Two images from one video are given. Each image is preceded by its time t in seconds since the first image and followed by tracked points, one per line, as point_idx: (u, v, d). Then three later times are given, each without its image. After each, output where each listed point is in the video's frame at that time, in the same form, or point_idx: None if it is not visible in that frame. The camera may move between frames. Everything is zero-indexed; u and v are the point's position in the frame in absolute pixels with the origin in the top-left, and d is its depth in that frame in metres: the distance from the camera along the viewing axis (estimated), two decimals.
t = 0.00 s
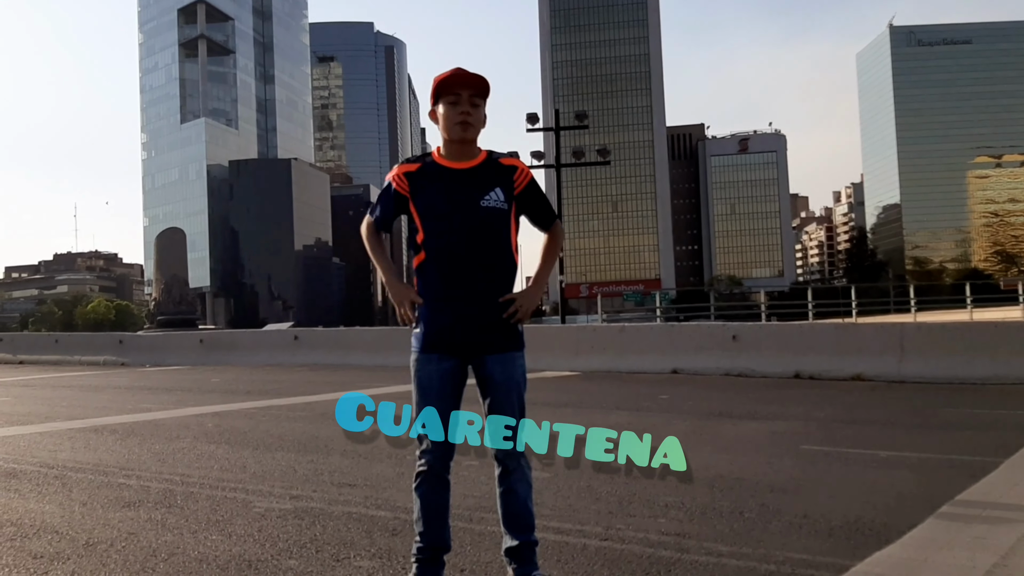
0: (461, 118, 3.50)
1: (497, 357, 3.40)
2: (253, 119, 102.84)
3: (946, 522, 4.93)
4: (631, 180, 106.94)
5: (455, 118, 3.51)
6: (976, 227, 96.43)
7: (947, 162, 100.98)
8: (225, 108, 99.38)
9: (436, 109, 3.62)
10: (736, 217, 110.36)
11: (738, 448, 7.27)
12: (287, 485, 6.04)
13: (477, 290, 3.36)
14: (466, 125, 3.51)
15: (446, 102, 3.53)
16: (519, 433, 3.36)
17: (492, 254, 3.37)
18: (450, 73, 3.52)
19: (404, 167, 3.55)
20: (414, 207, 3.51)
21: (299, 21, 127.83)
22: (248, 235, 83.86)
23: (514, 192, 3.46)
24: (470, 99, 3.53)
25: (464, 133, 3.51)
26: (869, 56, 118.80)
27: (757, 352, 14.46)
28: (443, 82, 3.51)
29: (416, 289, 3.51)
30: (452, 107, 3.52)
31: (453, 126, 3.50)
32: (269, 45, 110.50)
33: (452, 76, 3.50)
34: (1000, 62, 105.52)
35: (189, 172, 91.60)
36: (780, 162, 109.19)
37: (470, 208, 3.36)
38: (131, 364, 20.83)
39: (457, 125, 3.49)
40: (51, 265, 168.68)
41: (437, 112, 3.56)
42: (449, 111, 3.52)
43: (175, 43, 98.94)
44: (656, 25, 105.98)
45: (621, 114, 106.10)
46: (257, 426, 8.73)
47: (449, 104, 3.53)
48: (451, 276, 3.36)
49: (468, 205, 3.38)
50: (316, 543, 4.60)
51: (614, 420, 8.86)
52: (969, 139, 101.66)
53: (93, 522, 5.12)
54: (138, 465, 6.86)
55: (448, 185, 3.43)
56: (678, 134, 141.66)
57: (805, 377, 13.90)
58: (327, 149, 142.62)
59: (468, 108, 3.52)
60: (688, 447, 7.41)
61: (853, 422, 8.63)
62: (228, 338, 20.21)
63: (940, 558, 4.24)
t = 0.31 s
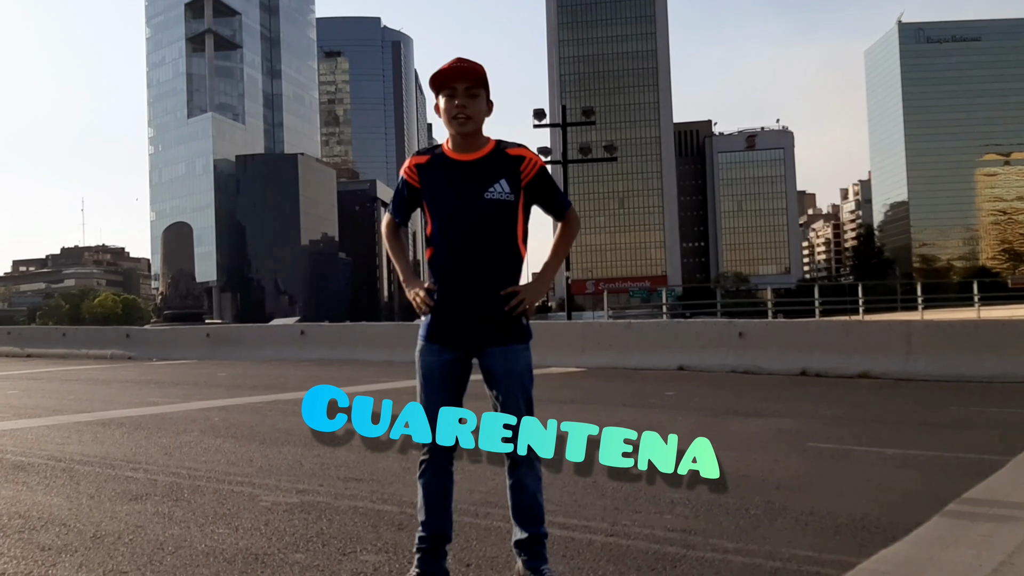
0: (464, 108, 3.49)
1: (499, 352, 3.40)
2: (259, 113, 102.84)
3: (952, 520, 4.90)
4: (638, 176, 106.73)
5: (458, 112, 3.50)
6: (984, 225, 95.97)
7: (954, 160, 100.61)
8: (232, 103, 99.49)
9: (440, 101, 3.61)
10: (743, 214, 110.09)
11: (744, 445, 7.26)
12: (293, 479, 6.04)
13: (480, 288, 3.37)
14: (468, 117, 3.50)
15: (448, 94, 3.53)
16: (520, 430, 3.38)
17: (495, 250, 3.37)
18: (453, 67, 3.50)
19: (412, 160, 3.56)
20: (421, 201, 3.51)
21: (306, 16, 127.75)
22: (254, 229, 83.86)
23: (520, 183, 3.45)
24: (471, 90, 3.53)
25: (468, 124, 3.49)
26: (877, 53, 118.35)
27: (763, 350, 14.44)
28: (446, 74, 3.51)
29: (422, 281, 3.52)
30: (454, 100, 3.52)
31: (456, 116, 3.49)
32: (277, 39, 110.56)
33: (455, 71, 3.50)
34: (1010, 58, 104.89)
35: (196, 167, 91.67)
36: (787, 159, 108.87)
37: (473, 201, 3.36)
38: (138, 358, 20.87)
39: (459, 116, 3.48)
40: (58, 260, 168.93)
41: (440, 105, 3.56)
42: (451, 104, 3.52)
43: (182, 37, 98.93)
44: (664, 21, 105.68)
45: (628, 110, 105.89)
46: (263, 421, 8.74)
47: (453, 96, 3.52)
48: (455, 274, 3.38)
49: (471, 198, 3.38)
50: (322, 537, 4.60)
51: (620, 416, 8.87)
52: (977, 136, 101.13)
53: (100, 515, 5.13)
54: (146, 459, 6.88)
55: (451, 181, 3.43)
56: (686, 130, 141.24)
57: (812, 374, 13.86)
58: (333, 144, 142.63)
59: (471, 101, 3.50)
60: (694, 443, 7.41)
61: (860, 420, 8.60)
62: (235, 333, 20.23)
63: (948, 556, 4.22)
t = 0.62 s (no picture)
0: (475, 113, 3.50)
1: (507, 350, 3.44)
2: (265, 110, 103.00)
3: (957, 520, 4.89)
4: (643, 174, 106.66)
5: (467, 114, 3.51)
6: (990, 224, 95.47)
7: (960, 159, 100.27)
8: (237, 99, 99.53)
9: (449, 102, 3.63)
10: (747, 212, 109.97)
11: (746, 444, 7.24)
12: (298, 474, 6.06)
13: (490, 288, 3.40)
14: (478, 121, 3.51)
15: (458, 97, 3.54)
16: (520, 431, 3.40)
17: (505, 252, 3.40)
18: (465, 71, 3.52)
19: (423, 156, 3.59)
20: (432, 203, 3.54)
21: (312, 13, 127.82)
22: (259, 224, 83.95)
23: (530, 184, 3.48)
24: (480, 93, 3.54)
25: (479, 126, 3.51)
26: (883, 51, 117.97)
27: (767, 348, 14.43)
28: (457, 76, 3.52)
29: (430, 281, 3.55)
30: (464, 103, 3.54)
31: (466, 121, 3.51)
32: (282, 36, 110.51)
33: (466, 73, 3.51)
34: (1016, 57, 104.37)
35: (202, 163, 91.88)
36: (793, 157, 108.71)
37: (482, 202, 3.39)
38: (143, 353, 20.95)
39: (470, 119, 3.50)
40: (64, 255, 169.55)
41: (450, 107, 3.57)
42: (461, 107, 3.53)
43: (188, 33, 99.08)
44: (669, 19, 105.57)
45: (633, 108, 105.78)
46: (268, 417, 8.76)
47: (463, 100, 3.54)
48: (465, 277, 3.41)
49: (479, 199, 3.41)
50: (326, 533, 4.62)
51: (624, 413, 8.85)
52: (983, 135, 100.68)
53: (105, 510, 5.14)
54: (150, 453, 6.90)
55: (461, 187, 3.46)
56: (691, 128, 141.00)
57: (815, 372, 13.88)
58: (338, 141, 142.77)
59: (481, 103, 3.52)
60: (694, 440, 7.43)
61: (864, 418, 8.59)
62: (239, 328, 20.28)
63: (955, 555, 4.22)
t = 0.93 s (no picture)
0: (483, 113, 3.49)
1: (509, 347, 3.45)
2: (266, 106, 102.89)
3: (957, 520, 4.89)
4: (645, 172, 106.57)
5: (473, 115, 3.50)
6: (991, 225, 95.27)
7: (961, 159, 100.20)
8: (239, 96, 99.53)
9: (455, 101, 3.63)
10: (749, 211, 109.93)
11: (745, 444, 7.24)
12: (299, 471, 6.07)
13: (490, 288, 3.41)
14: (483, 119, 3.49)
15: (464, 97, 3.54)
16: (520, 430, 3.41)
17: (508, 252, 3.42)
18: (470, 71, 3.51)
19: (423, 152, 3.58)
20: (437, 202, 3.54)
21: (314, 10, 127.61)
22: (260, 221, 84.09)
23: (533, 184, 3.49)
24: (488, 93, 3.54)
25: (486, 125, 3.51)
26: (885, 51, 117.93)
27: (768, 347, 14.43)
28: (464, 76, 3.52)
29: (431, 277, 3.55)
30: (470, 102, 3.53)
31: (474, 121, 3.49)
32: (284, 32, 110.45)
33: (472, 73, 3.50)
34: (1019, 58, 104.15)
35: (203, 159, 91.79)
36: (794, 157, 108.65)
37: (488, 199, 3.40)
38: (144, 350, 20.98)
39: (477, 119, 3.49)
40: (65, 250, 169.59)
41: (456, 107, 3.57)
42: (468, 106, 3.52)
43: (190, 29, 98.91)
44: (672, 17, 105.37)
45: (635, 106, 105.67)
46: (268, 414, 8.77)
47: (470, 100, 3.53)
48: (468, 274, 3.42)
49: (485, 197, 3.41)
50: (325, 530, 4.61)
51: (624, 413, 8.85)
52: (985, 136, 100.45)
53: (105, 505, 5.14)
54: (150, 449, 6.90)
55: (464, 188, 3.46)
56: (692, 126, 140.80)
57: (816, 372, 13.87)
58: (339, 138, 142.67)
59: (486, 103, 3.51)
60: (695, 439, 7.41)
61: (863, 418, 8.60)
62: (239, 325, 20.29)
63: (953, 554, 4.22)
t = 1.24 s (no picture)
0: (483, 118, 3.48)
1: (513, 345, 3.51)
2: (269, 102, 102.81)
3: (955, 519, 4.89)
4: (648, 169, 106.45)
5: (471, 126, 3.47)
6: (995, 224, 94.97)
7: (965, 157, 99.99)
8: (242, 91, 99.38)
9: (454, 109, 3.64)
10: (752, 209, 109.87)
11: (747, 442, 7.24)
12: (300, 467, 6.08)
13: (490, 283, 3.47)
14: (484, 123, 3.51)
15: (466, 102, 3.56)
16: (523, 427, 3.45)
17: (506, 255, 3.48)
18: (465, 81, 3.46)
19: (422, 156, 3.60)
20: (435, 212, 3.59)
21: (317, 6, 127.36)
22: (263, 218, 84.49)
23: (532, 187, 3.51)
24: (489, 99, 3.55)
25: (484, 132, 3.49)
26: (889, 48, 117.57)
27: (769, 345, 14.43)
28: (461, 85, 3.50)
29: (434, 277, 3.59)
30: (467, 110, 3.50)
31: (473, 125, 3.48)
32: (288, 29, 110.23)
33: (465, 85, 3.46)
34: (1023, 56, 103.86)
35: (206, 155, 91.74)
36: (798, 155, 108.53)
37: (487, 203, 3.46)
38: (146, 345, 21.00)
39: (477, 123, 3.48)
40: (67, 245, 169.85)
41: (450, 119, 3.57)
42: (464, 116, 3.51)
43: (193, 25, 98.85)
44: (675, 14, 105.12)
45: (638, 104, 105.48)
46: (270, 409, 8.78)
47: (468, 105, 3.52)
48: (475, 275, 3.48)
49: (485, 203, 3.46)
50: (328, 525, 4.63)
51: (625, 409, 8.86)
52: (989, 135, 100.13)
53: (107, 501, 5.15)
54: (153, 444, 6.93)
55: (465, 192, 3.51)
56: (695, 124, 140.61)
57: (817, 370, 13.87)
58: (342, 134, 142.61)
59: (485, 112, 3.48)
60: (696, 437, 7.42)
61: (865, 417, 8.59)
62: (241, 320, 20.31)
63: (950, 553, 4.24)
